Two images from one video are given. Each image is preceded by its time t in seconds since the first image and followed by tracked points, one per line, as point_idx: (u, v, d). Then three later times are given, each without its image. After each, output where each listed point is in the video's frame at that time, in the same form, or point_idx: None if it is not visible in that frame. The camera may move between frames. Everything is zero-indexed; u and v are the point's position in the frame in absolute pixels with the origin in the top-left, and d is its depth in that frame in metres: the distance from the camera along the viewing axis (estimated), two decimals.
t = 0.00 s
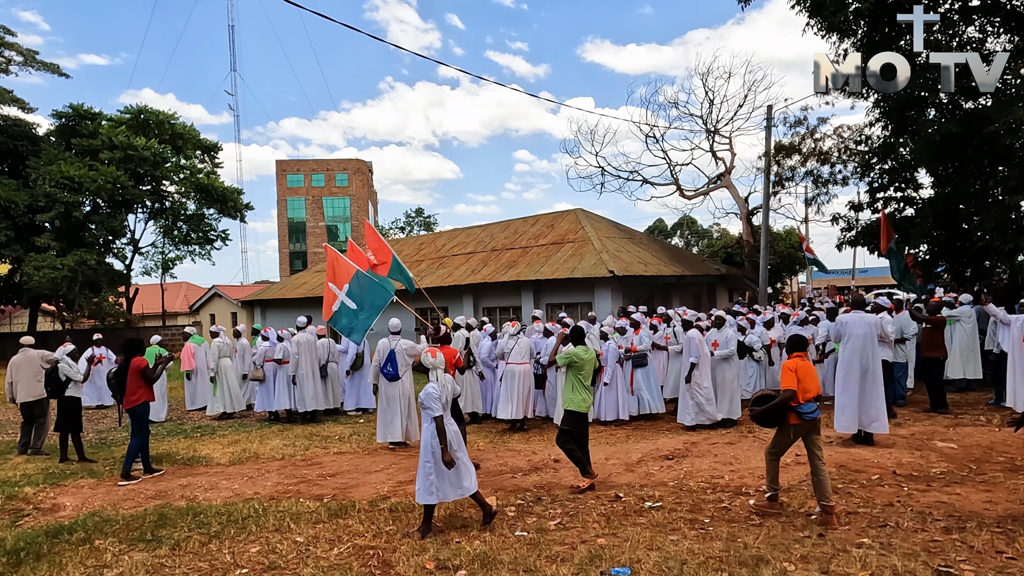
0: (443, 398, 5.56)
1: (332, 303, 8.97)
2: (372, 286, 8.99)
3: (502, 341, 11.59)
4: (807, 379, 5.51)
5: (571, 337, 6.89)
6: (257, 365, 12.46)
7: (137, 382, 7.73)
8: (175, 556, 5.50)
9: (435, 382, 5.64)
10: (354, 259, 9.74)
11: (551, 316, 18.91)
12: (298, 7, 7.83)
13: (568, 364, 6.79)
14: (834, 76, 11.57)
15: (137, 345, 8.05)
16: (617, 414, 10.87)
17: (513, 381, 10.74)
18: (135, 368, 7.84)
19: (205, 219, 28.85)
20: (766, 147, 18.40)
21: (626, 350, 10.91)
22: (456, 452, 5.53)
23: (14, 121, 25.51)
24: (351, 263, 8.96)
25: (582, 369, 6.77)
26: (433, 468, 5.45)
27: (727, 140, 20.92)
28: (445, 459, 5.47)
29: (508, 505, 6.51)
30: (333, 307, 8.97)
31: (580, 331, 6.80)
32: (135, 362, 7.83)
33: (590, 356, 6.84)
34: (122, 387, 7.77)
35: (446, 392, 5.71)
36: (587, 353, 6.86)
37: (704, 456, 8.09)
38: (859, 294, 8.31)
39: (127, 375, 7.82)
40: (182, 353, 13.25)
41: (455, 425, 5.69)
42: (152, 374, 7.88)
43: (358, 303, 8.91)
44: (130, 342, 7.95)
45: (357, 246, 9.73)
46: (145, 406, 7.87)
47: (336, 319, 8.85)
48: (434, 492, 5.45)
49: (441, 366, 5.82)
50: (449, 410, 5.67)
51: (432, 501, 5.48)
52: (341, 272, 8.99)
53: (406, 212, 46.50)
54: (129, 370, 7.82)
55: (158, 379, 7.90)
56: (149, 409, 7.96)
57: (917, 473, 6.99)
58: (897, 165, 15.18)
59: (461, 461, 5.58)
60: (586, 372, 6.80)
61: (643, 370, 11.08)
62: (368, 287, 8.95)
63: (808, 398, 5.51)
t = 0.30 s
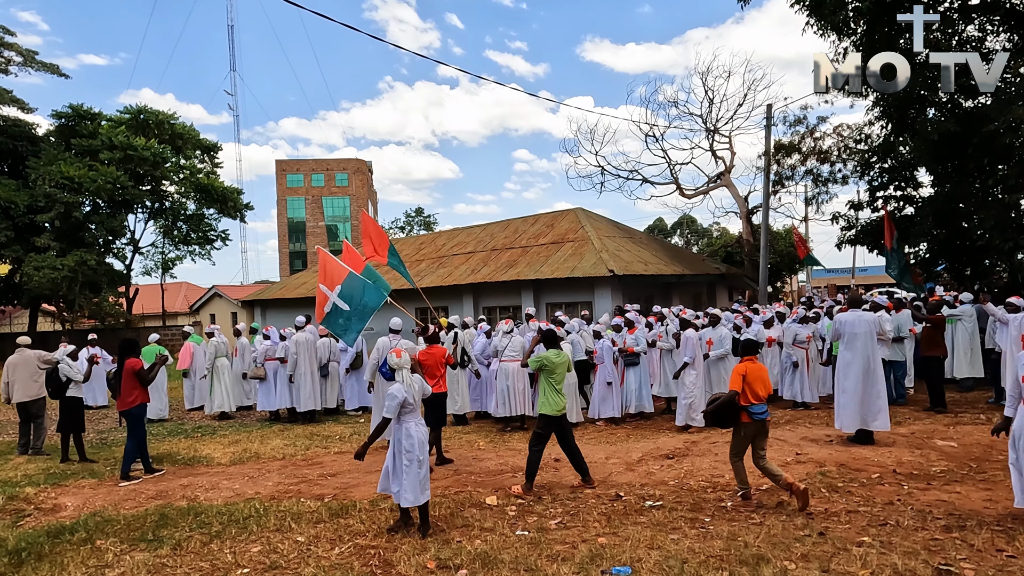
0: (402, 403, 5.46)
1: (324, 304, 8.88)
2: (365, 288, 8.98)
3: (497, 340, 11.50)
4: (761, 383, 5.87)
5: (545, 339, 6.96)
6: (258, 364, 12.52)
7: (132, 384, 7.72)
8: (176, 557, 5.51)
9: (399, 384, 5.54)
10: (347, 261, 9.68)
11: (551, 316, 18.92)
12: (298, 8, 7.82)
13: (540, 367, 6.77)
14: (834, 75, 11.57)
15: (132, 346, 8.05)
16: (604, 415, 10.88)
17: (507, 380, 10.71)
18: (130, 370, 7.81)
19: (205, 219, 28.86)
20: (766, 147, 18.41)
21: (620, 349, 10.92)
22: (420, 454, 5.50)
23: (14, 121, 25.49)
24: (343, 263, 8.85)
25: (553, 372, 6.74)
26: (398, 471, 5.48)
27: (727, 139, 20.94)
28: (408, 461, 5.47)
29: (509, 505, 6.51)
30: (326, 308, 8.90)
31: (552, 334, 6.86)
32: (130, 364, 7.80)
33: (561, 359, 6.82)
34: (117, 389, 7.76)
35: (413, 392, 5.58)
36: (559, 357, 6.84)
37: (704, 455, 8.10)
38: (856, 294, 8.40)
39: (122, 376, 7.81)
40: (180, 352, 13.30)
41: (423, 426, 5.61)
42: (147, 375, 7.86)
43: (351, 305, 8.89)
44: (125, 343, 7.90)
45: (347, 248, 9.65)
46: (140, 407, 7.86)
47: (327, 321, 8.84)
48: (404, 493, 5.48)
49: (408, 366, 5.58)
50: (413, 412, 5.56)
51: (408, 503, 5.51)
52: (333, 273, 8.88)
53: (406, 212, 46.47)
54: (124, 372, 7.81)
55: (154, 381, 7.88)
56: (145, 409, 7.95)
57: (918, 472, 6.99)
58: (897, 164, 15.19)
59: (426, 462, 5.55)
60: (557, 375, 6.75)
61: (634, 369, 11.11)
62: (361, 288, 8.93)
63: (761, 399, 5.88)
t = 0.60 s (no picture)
0: (368, 400, 5.53)
1: (317, 305, 8.93)
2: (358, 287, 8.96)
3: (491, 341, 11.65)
4: (720, 375, 6.18)
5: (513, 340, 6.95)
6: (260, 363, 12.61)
7: (127, 385, 7.72)
8: (177, 556, 5.51)
9: (366, 382, 5.63)
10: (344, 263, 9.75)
11: (551, 315, 18.94)
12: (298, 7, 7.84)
13: (506, 366, 6.85)
14: (834, 75, 11.57)
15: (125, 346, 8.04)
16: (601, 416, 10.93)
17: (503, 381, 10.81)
18: (124, 370, 7.78)
19: (205, 219, 28.86)
20: (766, 146, 18.41)
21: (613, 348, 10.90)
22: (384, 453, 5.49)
23: (14, 121, 25.46)
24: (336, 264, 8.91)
25: (519, 371, 6.84)
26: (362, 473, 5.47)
27: (728, 137, 21.07)
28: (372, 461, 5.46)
29: (510, 504, 6.52)
30: (319, 308, 8.94)
31: (521, 334, 6.88)
32: (123, 364, 7.77)
33: (529, 359, 6.87)
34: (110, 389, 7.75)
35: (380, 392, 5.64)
36: (525, 357, 6.88)
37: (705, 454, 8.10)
38: (853, 292, 8.46)
39: (116, 376, 7.78)
40: (180, 351, 13.32)
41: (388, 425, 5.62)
42: (142, 375, 7.84)
43: (344, 304, 8.86)
44: (119, 343, 7.90)
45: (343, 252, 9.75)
46: (136, 408, 7.86)
47: (322, 321, 8.86)
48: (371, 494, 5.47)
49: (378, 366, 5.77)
50: (376, 410, 5.60)
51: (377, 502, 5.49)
52: (326, 274, 8.96)
53: (406, 212, 46.27)
54: (118, 372, 7.77)
55: (149, 381, 7.87)
56: (140, 409, 7.95)
57: (918, 470, 7.00)
58: (897, 162, 15.18)
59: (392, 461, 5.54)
60: (523, 374, 6.83)
61: (628, 369, 11.04)
62: (356, 288, 8.92)
63: (721, 393, 6.14)
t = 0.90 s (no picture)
0: (342, 400, 5.46)
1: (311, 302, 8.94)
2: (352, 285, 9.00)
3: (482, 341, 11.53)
4: (683, 370, 6.64)
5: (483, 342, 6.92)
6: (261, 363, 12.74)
7: (123, 385, 7.70)
8: (176, 556, 5.50)
9: (338, 382, 5.54)
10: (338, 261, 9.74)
11: (551, 314, 18.94)
12: (298, 7, 7.86)
13: (479, 369, 6.82)
14: (833, 75, 11.55)
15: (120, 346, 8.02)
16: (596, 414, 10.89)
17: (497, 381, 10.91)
18: (120, 370, 7.75)
19: (205, 218, 28.86)
20: (767, 145, 18.39)
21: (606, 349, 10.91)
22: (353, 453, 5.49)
23: (14, 121, 25.42)
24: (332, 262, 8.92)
25: (492, 374, 6.77)
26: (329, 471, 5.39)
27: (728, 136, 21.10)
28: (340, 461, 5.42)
29: (509, 503, 6.51)
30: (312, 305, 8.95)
31: (493, 336, 6.83)
32: (118, 364, 7.74)
33: (501, 361, 6.84)
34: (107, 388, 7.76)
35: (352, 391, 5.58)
36: (497, 359, 6.84)
37: (705, 453, 8.09)
38: (847, 293, 8.48)
39: (112, 377, 7.76)
40: (178, 351, 13.17)
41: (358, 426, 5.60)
42: (138, 375, 7.82)
43: (338, 302, 8.88)
44: (113, 343, 7.90)
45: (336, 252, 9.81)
46: (133, 408, 7.86)
47: (315, 318, 8.84)
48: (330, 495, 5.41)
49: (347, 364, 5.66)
50: (353, 411, 5.56)
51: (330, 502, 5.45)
52: (322, 271, 8.98)
53: (406, 211, 45.98)
54: (113, 373, 7.74)
55: (145, 381, 7.85)
56: (139, 407, 7.97)
57: (918, 470, 6.99)
58: (897, 161, 15.16)
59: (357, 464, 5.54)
60: (496, 376, 6.77)
61: (620, 370, 11.04)
62: (350, 286, 8.94)
63: (685, 387, 6.58)
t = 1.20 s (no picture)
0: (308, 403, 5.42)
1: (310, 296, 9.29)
2: (350, 280, 9.37)
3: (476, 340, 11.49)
4: (653, 372, 6.69)
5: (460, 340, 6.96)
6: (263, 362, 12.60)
7: (121, 384, 7.69)
8: (177, 556, 5.50)
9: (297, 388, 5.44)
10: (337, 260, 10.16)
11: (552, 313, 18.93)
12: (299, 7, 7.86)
13: (455, 368, 6.83)
14: (834, 75, 11.53)
15: (118, 346, 8.01)
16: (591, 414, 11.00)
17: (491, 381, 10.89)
18: (115, 369, 7.74)
19: (206, 218, 28.87)
20: (768, 143, 18.36)
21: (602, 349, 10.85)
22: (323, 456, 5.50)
23: (14, 121, 25.39)
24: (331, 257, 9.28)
25: (467, 373, 6.79)
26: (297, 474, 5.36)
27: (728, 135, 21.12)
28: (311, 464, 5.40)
29: (510, 502, 6.51)
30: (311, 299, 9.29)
31: (468, 334, 6.89)
32: (114, 364, 7.72)
33: (477, 359, 6.88)
34: (103, 388, 7.77)
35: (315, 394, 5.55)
36: (474, 357, 6.88)
37: (706, 452, 8.08)
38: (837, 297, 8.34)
39: (109, 376, 7.73)
40: (178, 352, 13.25)
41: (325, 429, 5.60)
42: (134, 374, 7.80)
43: (336, 296, 9.21)
44: (108, 343, 7.91)
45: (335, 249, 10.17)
46: (131, 406, 7.85)
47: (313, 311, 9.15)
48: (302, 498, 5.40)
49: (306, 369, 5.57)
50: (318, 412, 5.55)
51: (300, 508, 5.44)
52: (321, 266, 9.33)
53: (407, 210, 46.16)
54: (110, 372, 7.72)
55: (142, 380, 7.83)
56: (137, 406, 7.95)
57: (920, 468, 6.98)
58: (898, 159, 15.15)
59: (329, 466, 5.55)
60: (472, 376, 6.80)
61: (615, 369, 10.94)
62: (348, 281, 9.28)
63: (653, 388, 6.65)
